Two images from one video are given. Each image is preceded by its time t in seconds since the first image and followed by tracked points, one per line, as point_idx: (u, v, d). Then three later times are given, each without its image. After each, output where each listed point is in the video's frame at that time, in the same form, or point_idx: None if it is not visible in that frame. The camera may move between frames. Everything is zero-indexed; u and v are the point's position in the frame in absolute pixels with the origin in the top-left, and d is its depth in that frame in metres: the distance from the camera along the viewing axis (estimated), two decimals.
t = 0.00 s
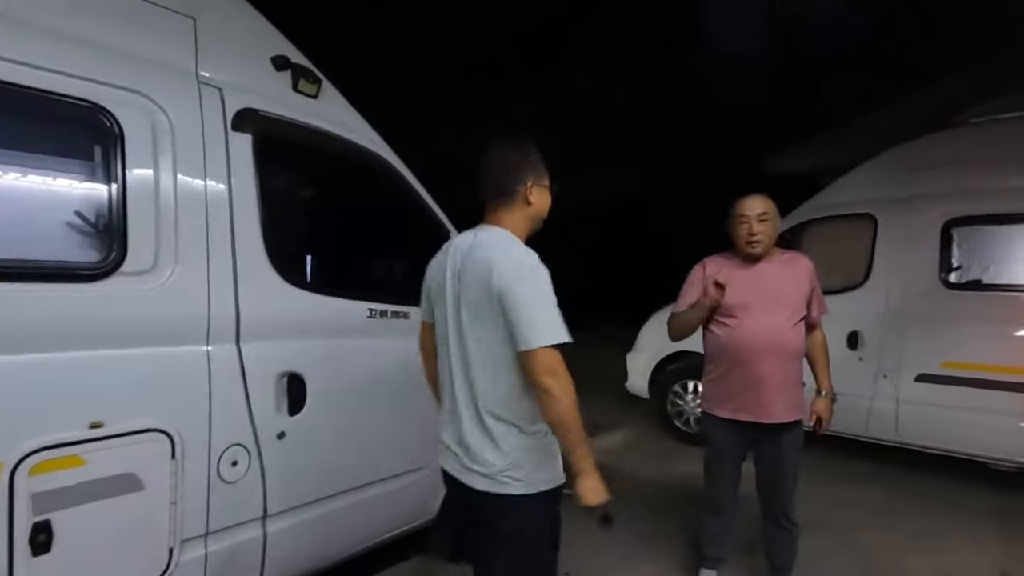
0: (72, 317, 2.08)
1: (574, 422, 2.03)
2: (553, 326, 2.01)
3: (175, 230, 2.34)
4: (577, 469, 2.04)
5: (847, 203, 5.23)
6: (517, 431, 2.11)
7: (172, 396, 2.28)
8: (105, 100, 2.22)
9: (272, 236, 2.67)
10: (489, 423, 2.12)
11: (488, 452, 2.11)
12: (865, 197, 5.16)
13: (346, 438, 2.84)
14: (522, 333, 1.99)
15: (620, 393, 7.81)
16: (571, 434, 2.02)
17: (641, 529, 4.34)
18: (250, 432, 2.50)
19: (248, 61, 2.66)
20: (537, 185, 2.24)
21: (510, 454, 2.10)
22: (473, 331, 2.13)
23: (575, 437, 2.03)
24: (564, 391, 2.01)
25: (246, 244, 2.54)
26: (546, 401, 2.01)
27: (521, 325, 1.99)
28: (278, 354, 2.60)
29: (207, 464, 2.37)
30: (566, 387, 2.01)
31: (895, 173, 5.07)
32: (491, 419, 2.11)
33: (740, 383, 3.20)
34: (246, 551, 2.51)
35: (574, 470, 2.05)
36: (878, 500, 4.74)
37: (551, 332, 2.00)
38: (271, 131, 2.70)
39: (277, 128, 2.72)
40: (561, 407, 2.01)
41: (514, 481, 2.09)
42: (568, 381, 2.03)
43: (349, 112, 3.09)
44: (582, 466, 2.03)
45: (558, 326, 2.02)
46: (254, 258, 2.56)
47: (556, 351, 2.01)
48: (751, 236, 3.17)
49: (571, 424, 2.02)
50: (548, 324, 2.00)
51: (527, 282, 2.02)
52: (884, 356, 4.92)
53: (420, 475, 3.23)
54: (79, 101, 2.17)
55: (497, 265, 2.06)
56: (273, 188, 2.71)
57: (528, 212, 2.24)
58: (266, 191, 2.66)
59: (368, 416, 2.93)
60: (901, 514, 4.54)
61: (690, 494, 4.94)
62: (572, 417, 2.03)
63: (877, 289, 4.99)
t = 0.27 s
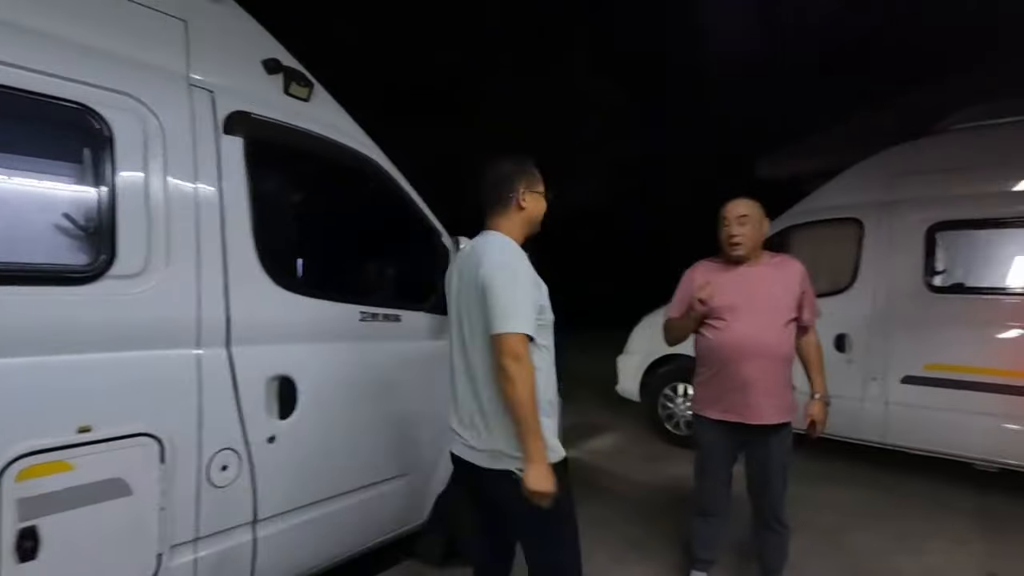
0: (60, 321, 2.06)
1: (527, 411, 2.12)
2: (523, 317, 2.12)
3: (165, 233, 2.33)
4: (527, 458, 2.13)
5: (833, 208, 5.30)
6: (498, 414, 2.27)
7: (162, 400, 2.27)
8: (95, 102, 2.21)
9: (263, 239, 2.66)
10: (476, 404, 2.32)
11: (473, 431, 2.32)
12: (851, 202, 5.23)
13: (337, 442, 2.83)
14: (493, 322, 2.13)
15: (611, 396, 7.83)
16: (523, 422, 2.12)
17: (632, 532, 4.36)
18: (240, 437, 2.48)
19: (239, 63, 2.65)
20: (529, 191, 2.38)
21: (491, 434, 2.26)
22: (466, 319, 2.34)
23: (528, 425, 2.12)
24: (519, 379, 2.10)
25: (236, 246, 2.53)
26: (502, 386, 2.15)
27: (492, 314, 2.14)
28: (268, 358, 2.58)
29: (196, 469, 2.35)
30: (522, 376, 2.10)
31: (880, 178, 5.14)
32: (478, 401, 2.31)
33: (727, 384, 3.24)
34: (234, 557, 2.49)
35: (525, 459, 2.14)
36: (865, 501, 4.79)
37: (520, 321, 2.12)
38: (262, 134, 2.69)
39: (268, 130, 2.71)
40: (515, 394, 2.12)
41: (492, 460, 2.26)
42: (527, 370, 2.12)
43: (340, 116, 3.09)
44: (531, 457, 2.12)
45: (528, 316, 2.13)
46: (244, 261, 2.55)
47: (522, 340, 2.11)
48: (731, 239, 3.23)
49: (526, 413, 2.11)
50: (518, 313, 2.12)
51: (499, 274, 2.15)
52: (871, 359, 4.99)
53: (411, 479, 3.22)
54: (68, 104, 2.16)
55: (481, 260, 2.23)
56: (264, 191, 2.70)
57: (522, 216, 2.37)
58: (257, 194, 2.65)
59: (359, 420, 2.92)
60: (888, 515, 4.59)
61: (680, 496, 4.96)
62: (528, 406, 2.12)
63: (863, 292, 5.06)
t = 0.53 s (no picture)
0: (41, 323, 2.03)
1: (524, 403, 2.24)
2: (524, 315, 2.24)
3: (150, 235, 2.31)
4: (523, 446, 2.26)
5: (818, 212, 5.37)
6: (497, 406, 2.38)
7: (145, 404, 2.24)
8: (78, 104, 2.19)
9: (249, 242, 2.64)
10: (478, 398, 2.43)
11: (473, 423, 2.43)
12: (836, 206, 5.30)
13: (323, 446, 2.81)
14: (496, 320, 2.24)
15: (601, 399, 7.85)
16: (519, 412, 2.25)
17: (620, 534, 4.37)
18: (224, 441, 2.46)
19: (225, 66, 2.64)
20: (528, 199, 2.47)
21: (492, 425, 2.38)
22: (467, 317, 2.44)
23: (525, 415, 2.25)
24: (516, 374, 2.22)
25: (222, 249, 2.51)
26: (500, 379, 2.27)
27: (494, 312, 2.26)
28: (253, 362, 2.56)
29: (179, 474, 2.33)
30: (519, 370, 2.22)
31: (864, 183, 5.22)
32: (478, 394, 2.42)
33: (706, 386, 3.29)
34: (219, 563, 2.46)
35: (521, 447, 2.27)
36: (850, 502, 4.84)
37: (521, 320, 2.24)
38: (249, 137, 2.68)
39: (255, 133, 2.70)
40: (512, 387, 2.24)
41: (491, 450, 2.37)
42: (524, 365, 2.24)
43: (328, 119, 3.09)
44: (526, 445, 2.25)
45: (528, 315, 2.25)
46: (230, 263, 2.53)
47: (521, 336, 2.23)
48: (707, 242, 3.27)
49: (523, 406, 2.24)
50: (519, 312, 2.24)
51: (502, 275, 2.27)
52: (856, 361, 5.05)
53: (399, 483, 3.21)
54: (51, 105, 2.14)
55: (484, 261, 2.35)
56: (250, 193, 2.68)
57: (521, 223, 2.47)
58: (243, 196, 2.64)
59: (346, 424, 2.90)
60: (872, 515, 4.64)
61: (668, 499, 4.98)
62: (526, 398, 2.24)
63: (848, 295, 5.12)
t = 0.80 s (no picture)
0: (32, 325, 2.02)
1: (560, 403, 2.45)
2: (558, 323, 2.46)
3: (143, 237, 2.30)
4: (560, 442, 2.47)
5: (810, 216, 5.41)
6: (528, 407, 2.56)
7: (139, 407, 2.24)
8: (71, 105, 2.19)
9: (243, 244, 2.64)
10: (506, 400, 2.59)
11: (503, 424, 2.58)
12: (828, 209, 5.34)
13: (317, 448, 2.81)
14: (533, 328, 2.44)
15: (595, 401, 7.87)
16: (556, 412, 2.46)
17: (614, 536, 4.38)
18: (218, 444, 2.45)
19: (219, 68, 2.64)
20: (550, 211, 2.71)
21: (525, 425, 2.55)
22: (495, 324, 2.60)
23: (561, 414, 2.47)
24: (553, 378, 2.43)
25: (216, 251, 2.51)
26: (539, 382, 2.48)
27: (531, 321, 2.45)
28: (247, 364, 2.56)
29: (173, 477, 2.32)
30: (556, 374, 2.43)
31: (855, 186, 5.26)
32: (509, 395, 2.58)
33: (695, 387, 3.33)
34: (213, 565, 2.46)
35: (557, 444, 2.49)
36: (842, 504, 4.87)
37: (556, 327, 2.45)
38: (243, 139, 2.67)
39: (249, 135, 2.70)
40: (549, 389, 2.45)
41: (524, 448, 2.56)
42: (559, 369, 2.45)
43: (322, 122, 3.10)
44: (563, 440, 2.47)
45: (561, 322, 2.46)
46: (224, 266, 2.53)
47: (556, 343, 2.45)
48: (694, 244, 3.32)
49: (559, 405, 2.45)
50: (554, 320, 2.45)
51: (536, 286, 2.47)
52: (848, 363, 5.09)
53: (393, 485, 3.21)
54: (44, 107, 2.13)
55: (515, 273, 2.53)
56: (244, 196, 2.68)
57: (541, 232, 2.70)
58: (237, 199, 2.63)
59: (340, 426, 2.90)
60: (864, 517, 4.67)
61: (662, 501, 5.00)
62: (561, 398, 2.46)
63: (839, 298, 5.17)
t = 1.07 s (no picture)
0: (29, 328, 2.02)
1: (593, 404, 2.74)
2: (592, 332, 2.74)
3: (141, 240, 2.30)
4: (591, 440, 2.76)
5: (805, 219, 5.45)
6: (558, 407, 2.79)
7: (136, 410, 2.23)
8: (70, 108, 2.19)
9: (241, 248, 2.64)
10: (535, 401, 2.80)
11: (534, 422, 2.78)
12: (823, 213, 5.38)
13: (314, 451, 2.80)
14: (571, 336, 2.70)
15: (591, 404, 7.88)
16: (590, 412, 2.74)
17: (611, 539, 4.38)
18: (215, 447, 2.45)
19: (217, 71, 2.64)
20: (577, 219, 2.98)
21: (555, 425, 2.78)
22: (527, 330, 2.80)
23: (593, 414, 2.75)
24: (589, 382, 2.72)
25: (214, 254, 2.51)
26: (575, 385, 2.74)
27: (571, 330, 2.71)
28: (244, 367, 2.56)
29: (170, 480, 2.31)
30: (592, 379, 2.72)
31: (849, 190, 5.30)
32: (538, 397, 2.79)
33: (685, 388, 3.36)
34: (209, 569, 2.45)
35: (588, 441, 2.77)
36: (837, 506, 4.90)
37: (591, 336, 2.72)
38: (241, 142, 2.68)
39: (248, 139, 2.70)
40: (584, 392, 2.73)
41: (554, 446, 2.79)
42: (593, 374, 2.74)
43: (320, 125, 3.10)
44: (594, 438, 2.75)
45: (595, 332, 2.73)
46: (222, 269, 2.53)
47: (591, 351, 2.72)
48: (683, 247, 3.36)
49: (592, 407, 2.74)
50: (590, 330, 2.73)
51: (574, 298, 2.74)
52: (843, 366, 5.12)
53: (390, 489, 3.20)
54: (42, 109, 2.13)
55: (552, 283, 2.76)
56: (242, 198, 2.68)
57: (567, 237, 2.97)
58: (235, 202, 2.63)
59: (337, 429, 2.90)
60: (859, 519, 4.69)
61: (658, 503, 5.01)
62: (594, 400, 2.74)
63: (834, 301, 5.20)
